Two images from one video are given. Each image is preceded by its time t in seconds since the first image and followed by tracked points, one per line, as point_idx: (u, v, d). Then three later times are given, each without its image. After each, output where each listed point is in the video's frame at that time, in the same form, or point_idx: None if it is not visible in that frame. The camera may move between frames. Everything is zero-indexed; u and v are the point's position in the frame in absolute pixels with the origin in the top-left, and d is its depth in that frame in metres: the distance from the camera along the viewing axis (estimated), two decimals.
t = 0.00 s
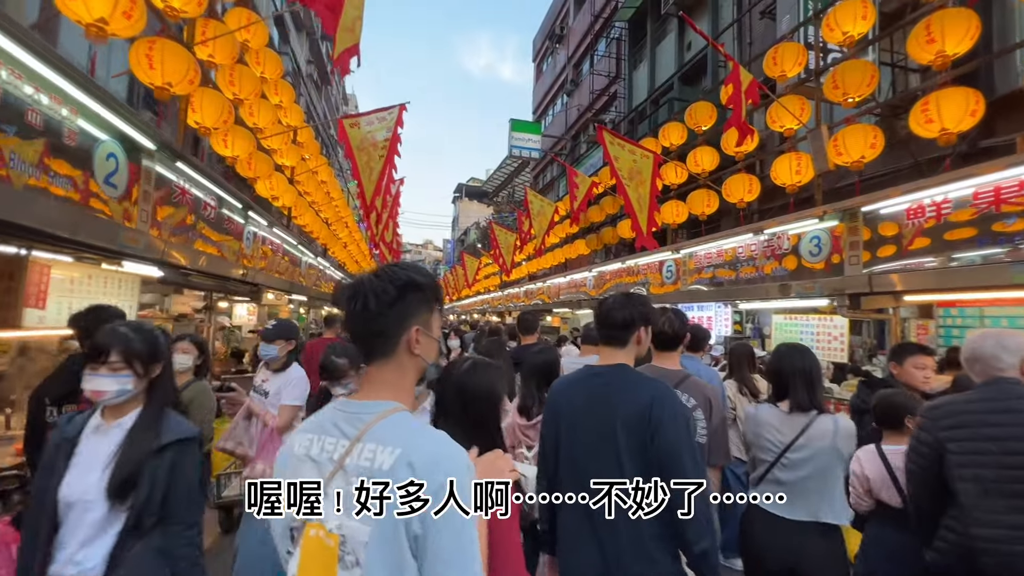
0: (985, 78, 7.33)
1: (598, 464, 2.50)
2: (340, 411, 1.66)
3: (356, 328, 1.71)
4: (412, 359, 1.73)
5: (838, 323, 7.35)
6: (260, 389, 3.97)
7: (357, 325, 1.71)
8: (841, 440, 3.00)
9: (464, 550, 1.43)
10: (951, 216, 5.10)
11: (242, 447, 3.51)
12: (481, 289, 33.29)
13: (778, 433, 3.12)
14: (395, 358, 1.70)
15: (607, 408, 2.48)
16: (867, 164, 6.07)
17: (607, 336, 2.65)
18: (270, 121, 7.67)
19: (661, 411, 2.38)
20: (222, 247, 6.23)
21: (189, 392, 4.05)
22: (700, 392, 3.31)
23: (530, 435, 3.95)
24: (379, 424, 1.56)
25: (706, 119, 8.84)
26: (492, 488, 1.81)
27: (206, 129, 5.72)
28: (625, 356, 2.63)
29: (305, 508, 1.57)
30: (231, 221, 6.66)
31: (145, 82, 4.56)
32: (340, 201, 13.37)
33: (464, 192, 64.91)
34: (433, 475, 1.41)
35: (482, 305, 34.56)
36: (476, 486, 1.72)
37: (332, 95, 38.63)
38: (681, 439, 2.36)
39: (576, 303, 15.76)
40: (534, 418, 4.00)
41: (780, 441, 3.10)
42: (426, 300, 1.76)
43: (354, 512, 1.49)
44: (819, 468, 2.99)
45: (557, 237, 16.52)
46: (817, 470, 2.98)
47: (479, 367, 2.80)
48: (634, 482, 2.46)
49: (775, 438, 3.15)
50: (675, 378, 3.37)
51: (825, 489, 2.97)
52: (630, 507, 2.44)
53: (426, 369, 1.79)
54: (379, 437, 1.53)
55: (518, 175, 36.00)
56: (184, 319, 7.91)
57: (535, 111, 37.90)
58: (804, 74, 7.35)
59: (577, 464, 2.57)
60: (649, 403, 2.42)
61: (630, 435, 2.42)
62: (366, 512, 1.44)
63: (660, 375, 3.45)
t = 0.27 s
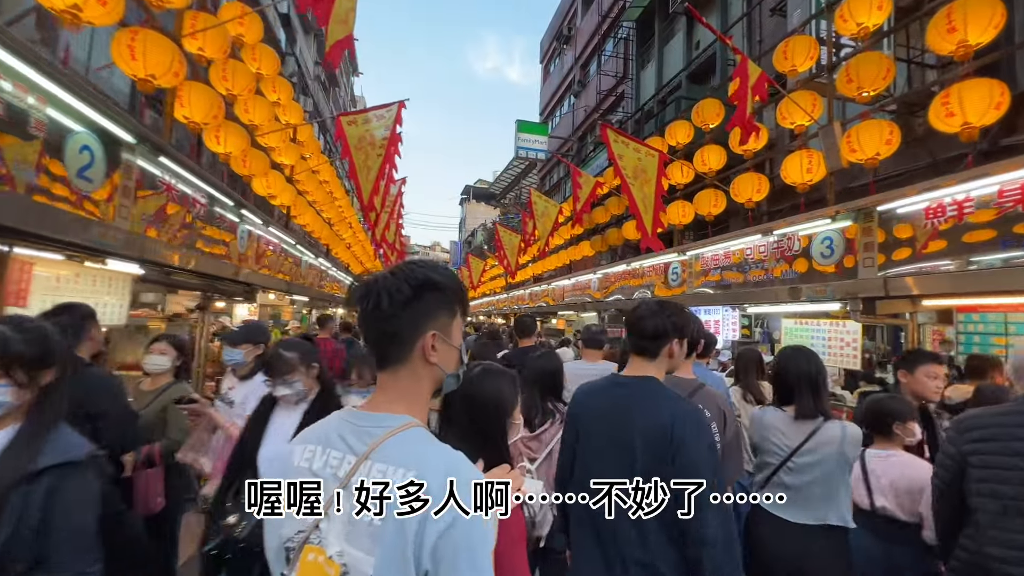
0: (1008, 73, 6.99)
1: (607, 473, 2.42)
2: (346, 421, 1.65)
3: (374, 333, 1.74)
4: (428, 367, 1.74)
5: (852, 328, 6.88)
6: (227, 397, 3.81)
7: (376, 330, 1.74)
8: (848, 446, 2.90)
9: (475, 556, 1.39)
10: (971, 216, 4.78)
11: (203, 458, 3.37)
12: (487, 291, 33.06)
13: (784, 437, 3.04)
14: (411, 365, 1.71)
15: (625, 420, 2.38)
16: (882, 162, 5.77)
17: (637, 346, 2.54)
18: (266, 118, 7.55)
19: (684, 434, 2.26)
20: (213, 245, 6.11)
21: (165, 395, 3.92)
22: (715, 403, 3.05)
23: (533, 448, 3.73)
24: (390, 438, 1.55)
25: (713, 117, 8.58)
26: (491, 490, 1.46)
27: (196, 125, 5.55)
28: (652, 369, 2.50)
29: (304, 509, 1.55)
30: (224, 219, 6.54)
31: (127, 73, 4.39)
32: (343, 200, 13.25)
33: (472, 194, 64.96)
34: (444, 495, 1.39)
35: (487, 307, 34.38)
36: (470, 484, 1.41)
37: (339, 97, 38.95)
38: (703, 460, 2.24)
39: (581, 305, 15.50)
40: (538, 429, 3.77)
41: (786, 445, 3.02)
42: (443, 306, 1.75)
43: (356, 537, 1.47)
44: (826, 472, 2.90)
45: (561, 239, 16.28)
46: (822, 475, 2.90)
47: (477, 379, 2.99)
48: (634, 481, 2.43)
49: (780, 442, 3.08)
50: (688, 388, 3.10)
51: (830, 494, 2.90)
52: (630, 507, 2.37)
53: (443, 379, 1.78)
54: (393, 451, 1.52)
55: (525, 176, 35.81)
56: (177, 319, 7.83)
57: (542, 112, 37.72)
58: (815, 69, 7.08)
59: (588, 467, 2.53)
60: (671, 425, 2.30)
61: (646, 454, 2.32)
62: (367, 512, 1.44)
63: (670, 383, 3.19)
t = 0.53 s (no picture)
0: None
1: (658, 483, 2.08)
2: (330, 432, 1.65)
3: (358, 340, 1.69)
4: (414, 377, 1.70)
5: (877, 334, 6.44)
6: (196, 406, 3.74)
7: (361, 338, 1.69)
8: (870, 455, 2.70)
9: (457, 561, 1.35)
10: (1011, 213, 4.40)
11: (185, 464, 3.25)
12: (500, 293, 32.87)
13: (804, 444, 2.80)
14: (394, 374, 1.67)
15: (698, 433, 2.01)
16: (910, 156, 5.41)
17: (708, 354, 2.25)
18: (272, 118, 7.51)
19: (767, 471, 1.84)
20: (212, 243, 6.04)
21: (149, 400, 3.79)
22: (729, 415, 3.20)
23: (539, 459, 3.55)
24: (370, 450, 1.52)
25: (729, 113, 8.26)
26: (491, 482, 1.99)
27: (196, 124, 5.47)
28: (734, 386, 2.16)
29: (305, 508, 1.53)
30: (226, 219, 6.49)
31: (122, 69, 4.31)
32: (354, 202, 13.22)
33: (487, 196, 64.93)
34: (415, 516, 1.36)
35: (500, 309, 34.21)
36: (475, 487, 2.00)
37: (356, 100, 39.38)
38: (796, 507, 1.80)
39: (593, 308, 15.18)
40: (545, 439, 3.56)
41: (806, 453, 2.78)
42: (429, 317, 1.73)
43: (332, 552, 1.47)
44: (849, 481, 2.70)
45: (574, 240, 16.01)
46: (845, 483, 2.70)
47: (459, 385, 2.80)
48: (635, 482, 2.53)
49: (799, 451, 2.84)
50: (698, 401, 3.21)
51: (854, 504, 2.71)
52: (630, 507, 2.18)
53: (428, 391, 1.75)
54: (370, 462, 1.48)
55: (539, 177, 35.58)
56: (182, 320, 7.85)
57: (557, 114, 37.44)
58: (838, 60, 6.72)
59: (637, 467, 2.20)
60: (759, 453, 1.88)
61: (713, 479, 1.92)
62: (367, 512, 1.41)
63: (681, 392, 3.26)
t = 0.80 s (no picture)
0: None
1: (739, 501, 1.95)
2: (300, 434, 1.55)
3: (324, 342, 1.61)
4: (376, 381, 1.61)
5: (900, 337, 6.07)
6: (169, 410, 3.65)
7: (325, 339, 1.61)
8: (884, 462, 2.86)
9: (420, 559, 1.29)
10: None
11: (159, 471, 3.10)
12: (510, 293, 32.68)
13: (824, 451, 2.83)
14: (354, 375, 1.59)
15: (794, 453, 1.90)
16: (935, 149, 5.06)
17: (781, 360, 2.18)
18: (273, 117, 7.45)
19: (873, 499, 1.78)
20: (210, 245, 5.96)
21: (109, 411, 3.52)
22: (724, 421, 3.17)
23: (538, 469, 3.28)
24: (334, 453, 1.43)
25: (742, 107, 7.95)
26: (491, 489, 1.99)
27: (190, 121, 5.36)
28: (809, 401, 2.10)
29: (304, 509, 1.38)
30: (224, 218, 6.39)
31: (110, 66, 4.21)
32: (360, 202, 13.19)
33: (499, 197, 64.76)
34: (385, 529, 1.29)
35: (510, 310, 34.10)
36: (475, 487, 1.98)
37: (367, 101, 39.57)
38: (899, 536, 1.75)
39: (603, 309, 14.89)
40: (545, 450, 3.29)
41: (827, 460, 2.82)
42: (392, 316, 1.63)
43: (296, 553, 1.40)
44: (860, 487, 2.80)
45: (583, 240, 15.75)
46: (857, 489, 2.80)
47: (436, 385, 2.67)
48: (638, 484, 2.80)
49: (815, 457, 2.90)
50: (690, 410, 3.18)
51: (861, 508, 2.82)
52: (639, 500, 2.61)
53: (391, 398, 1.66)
54: (335, 464, 1.40)
55: (550, 177, 35.36)
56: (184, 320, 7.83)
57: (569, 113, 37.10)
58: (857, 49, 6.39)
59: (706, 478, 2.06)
60: (863, 484, 1.80)
61: (813, 507, 1.82)
62: (364, 513, 1.30)
63: (673, 398, 3.23)
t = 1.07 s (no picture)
0: None
1: (803, 514, 1.87)
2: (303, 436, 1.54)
3: (348, 339, 1.65)
4: (390, 384, 1.60)
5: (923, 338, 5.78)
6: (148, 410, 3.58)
7: (351, 336, 1.65)
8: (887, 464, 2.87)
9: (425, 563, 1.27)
10: None
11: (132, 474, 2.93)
12: (520, 293, 32.39)
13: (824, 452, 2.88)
14: (369, 374, 1.60)
15: (856, 465, 1.85)
16: (963, 135, 4.71)
17: (810, 362, 2.18)
18: (273, 112, 7.34)
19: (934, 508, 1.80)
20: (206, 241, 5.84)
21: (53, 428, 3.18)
22: (714, 420, 2.95)
23: (528, 475, 3.09)
24: (340, 453, 1.41)
25: (755, 97, 7.64)
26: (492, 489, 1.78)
27: (184, 114, 5.23)
28: (845, 402, 2.07)
29: (305, 509, 1.34)
30: (221, 214, 6.27)
31: (95, 55, 4.10)
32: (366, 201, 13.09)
33: (510, 196, 64.53)
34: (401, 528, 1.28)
35: (520, 309, 33.87)
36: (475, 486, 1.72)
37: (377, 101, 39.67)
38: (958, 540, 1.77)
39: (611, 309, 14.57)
40: (535, 455, 3.10)
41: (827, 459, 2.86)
42: (411, 317, 1.65)
43: (296, 556, 1.34)
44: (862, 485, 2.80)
45: (591, 238, 15.45)
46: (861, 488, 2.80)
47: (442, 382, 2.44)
48: (637, 484, 2.79)
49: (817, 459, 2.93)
50: (675, 411, 2.96)
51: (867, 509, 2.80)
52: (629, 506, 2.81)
53: (404, 404, 1.63)
54: (341, 463, 1.38)
55: (560, 176, 35.08)
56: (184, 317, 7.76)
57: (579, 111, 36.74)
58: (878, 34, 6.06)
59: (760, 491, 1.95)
60: (925, 495, 1.80)
61: (880, 520, 1.80)
62: (363, 513, 1.30)
63: (657, 402, 3.02)
